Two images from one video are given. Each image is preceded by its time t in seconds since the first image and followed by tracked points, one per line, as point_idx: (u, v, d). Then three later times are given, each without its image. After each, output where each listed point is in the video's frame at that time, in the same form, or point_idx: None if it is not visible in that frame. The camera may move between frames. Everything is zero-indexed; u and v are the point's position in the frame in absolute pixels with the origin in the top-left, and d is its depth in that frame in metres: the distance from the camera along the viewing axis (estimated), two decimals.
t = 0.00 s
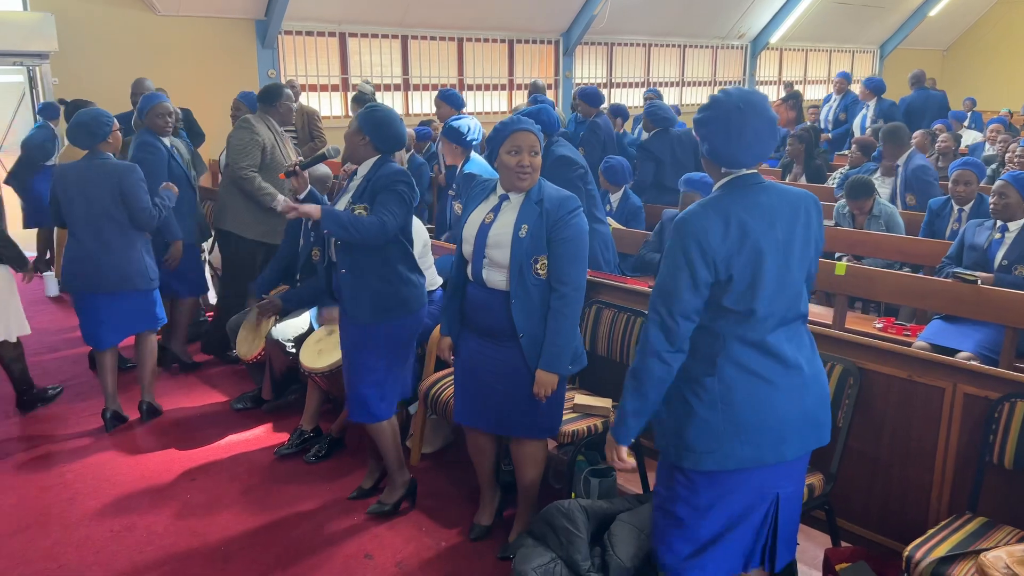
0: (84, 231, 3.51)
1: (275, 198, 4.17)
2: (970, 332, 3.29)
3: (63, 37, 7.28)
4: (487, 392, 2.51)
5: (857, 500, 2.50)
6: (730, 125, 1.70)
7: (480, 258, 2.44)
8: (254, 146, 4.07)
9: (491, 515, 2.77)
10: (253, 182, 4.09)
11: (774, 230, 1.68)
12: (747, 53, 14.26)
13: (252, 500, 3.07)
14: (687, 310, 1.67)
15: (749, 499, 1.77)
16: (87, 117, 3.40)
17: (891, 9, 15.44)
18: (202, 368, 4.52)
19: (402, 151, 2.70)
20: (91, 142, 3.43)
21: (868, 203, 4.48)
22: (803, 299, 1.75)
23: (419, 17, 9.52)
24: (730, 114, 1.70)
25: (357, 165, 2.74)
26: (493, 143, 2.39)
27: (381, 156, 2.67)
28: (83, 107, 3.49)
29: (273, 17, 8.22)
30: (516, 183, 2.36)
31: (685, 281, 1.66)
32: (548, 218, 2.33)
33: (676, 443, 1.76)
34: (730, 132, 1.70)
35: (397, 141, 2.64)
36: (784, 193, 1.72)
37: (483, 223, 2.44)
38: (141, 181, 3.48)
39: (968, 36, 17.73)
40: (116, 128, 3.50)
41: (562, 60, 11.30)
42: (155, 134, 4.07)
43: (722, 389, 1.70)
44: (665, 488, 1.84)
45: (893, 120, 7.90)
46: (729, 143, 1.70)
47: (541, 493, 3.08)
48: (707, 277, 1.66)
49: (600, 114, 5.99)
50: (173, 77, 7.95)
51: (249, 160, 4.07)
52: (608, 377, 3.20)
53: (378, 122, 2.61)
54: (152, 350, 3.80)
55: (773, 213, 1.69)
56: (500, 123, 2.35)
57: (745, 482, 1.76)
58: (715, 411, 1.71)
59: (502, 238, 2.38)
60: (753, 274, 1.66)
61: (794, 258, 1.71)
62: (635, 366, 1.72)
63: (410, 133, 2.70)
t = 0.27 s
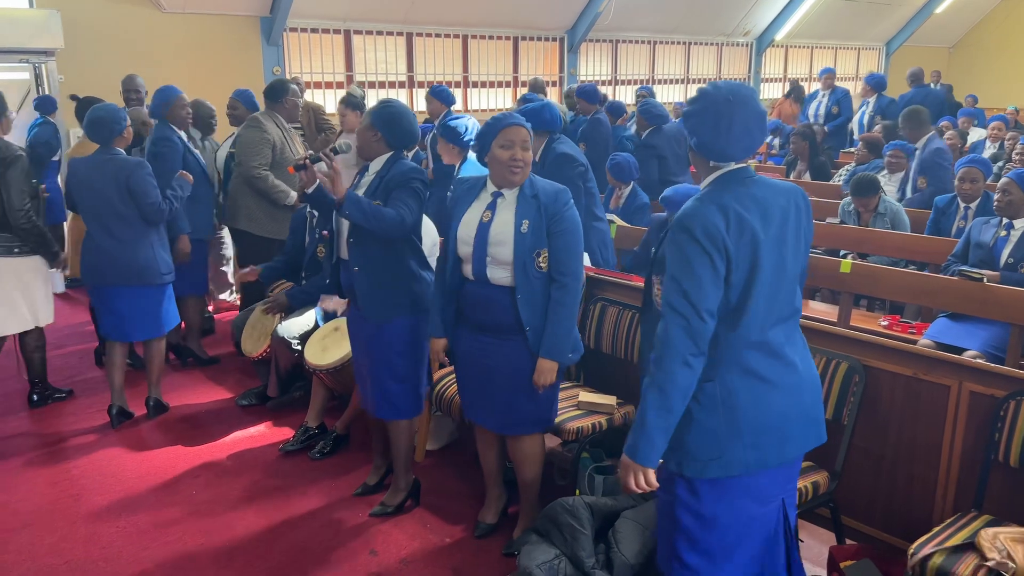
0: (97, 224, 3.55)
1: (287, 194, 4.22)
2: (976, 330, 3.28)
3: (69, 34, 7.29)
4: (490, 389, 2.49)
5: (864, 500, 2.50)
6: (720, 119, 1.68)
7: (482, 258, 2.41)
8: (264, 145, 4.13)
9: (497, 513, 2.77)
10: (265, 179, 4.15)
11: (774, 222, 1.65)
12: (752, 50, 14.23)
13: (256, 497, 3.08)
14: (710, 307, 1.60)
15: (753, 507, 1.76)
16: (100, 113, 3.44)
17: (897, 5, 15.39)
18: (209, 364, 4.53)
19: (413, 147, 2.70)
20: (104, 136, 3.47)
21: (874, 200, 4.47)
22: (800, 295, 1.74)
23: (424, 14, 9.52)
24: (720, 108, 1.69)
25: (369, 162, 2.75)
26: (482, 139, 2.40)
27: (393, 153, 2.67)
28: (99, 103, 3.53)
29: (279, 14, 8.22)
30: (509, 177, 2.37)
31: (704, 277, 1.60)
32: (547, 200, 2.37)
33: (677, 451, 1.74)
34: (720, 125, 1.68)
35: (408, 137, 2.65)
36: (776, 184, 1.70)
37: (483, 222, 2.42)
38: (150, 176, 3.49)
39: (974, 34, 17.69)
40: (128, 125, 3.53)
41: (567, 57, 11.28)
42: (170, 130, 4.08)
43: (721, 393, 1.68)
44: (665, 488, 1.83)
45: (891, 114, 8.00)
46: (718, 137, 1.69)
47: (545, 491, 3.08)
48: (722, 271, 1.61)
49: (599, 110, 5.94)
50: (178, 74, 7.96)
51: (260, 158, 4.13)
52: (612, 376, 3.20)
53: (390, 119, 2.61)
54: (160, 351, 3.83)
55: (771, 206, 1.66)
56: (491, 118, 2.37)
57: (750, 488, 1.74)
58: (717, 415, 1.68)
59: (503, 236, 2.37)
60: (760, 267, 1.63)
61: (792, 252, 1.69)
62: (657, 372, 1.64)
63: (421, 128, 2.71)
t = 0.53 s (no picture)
0: (109, 222, 3.56)
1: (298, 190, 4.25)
2: (981, 329, 3.27)
3: (75, 33, 7.32)
4: (494, 388, 2.48)
5: (867, 498, 2.50)
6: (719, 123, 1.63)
7: (501, 259, 2.38)
8: (269, 145, 4.15)
9: (500, 511, 2.78)
10: (274, 179, 4.17)
11: (786, 234, 1.64)
12: (757, 48, 14.21)
13: (261, 495, 3.09)
14: (720, 319, 1.60)
15: (736, 517, 1.78)
16: (111, 116, 3.48)
17: (902, 3, 15.35)
18: (214, 362, 4.54)
19: (424, 151, 2.70)
20: (118, 137, 3.50)
21: (878, 199, 4.46)
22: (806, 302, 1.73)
23: (428, 12, 9.53)
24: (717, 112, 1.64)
25: (378, 166, 2.75)
26: (492, 146, 2.32)
27: (404, 157, 2.67)
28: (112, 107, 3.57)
29: (283, 12, 8.23)
30: (520, 178, 2.36)
31: (717, 289, 1.59)
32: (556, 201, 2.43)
33: (670, 459, 1.74)
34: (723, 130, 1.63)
35: (419, 140, 2.65)
36: (787, 193, 1.68)
37: (496, 223, 2.37)
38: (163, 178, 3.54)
39: (979, 32, 17.66)
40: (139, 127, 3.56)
41: (571, 55, 11.28)
42: (183, 133, 4.08)
43: (718, 402, 1.67)
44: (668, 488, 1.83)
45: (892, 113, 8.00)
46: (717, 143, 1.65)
47: (548, 489, 3.08)
48: (736, 283, 1.60)
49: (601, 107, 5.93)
50: (183, 73, 7.98)
51: (266, 159, 4.14)
52: (616, 374, 3.20)
53: (401, 122, 2.61)
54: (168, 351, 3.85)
55: (784, 216, 1.64)
56: (501, 120, 2.32)
57: (734, 497, 1.77)
58: (711, 423, 1.68)
59: (522, 233, 2.37)
60: (769, 281, 1.62)
61: (800, 262, 1.68)
62: (660, 379, 1.64)
63: (430, 130, 2.71)
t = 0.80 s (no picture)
0: (115, 216, 3.61)
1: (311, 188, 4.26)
2: (988, 328, 3.26)
3: (82, 32, 7.33)
4: (504, 387, 2.48)
5: (872, 496, 2.50)
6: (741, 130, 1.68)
7: (528, 251, 2.39)
8: (278, 147, 4.14)
9: (506, 509, 2.78)
10: (288, 180, 4.16)
11: (800, 244, 1.64)
12: (763, 46, 14.18)
13: (267, 493, 3.09)
14: (730, 319, 1.59)
15: (718, 515, 1.78)
16: (120, 109, 3.51)
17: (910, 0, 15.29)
18: (221, 360, 4.55)
19: (431, 148, 2.71)
20: (130, 131, 3.55)
21: (885, 197, 4.45)
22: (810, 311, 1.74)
23: (434, 11, 9.53)
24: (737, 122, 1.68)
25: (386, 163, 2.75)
26: (511, 141, 2.31)
27: (411, 154, 2.68)
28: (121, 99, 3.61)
29: (289, 11, 8.24)
30: (529, 173, 2.38)
31: (732, 287, 1.58)
32: (560, 192, 2.55)
33: (660, 454, 1.75)
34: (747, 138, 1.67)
35: (429, 137, 2.66)
36: (803, 204, 1.69)
37: (522, 218, 2.38)
38: (173, 169, 3.62)
39: (986, 30, 17.60)
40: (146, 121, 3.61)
41: (577, 54, 11.27)
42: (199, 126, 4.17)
43: (711, 401, 1.67)
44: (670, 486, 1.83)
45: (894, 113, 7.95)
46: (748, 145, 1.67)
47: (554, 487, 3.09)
48: (749, 284, 1.59)
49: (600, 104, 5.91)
50: (190, 73, 7.99)
51: (277, 161, 4.13)
52: (622, 373, 3.20)
53: (409, 118, 2.62)
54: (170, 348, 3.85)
55: (800, 222, 1.64)
56: (518, 119, 2.31)
57: (723, 495, 1.78)
58: (703, 422, 1.67)
59: (546, 227, 2.41)
60: (779, 287, 1.62)
61: (807, 274, 1.69)
62: (661, 371, 1.63)
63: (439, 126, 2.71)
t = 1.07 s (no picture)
0: (116, 215, 3.61)
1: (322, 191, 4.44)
2: (992, 328, 3.25)
3: (86, 32, 7.34)
4: (511, 388, 2.48)
5: (875, 496, 2.49)
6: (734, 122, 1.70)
7: (537, 252, 2.39)
8: (293, 148, 4.31)
9: (509, 509, 2.78)
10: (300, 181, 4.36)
11: (798, 237, 1.64)
12: (767, 45, 14.16)
13: (270, 492, 3.09)
14: (733, 312, 1.59)
15: (728, 515, 1.78)
16: (121, 108, 3.52)
17: None
18: (225, 359, 4.56)
19: (434, 146, 2.71)
20: (131, 131, 3.56)
21: (889, 196, 4.44)
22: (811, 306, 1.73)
23: (437, 10, 9.53)
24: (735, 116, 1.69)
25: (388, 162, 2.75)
26: (514, 141, 2.30)
27: (414, 153, 2.67)
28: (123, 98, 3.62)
29: (293, 11, 8.25)
30: (530, 172, 2.36)
31: (732, 280, 1.57)
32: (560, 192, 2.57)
33: (667, 454, 1.74)
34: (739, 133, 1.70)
35: (430, 135, 2.66)
36: (802, 199, 1.69)
37: (529, 220, 2.38)
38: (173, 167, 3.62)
39: (991, 29, 17.55)
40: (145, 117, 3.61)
41: (580, 53, 11.26)
42: (202, 127, 4.14)
43: (718, 399, 1.66)
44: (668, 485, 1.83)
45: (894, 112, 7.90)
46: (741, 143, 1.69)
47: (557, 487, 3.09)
48: (750, 276, 1.59)
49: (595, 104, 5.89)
50: (193, 72, 8.00)
51: (291, 161, 4.33)
52: (625, 372, 3.19)
53: (410, 117, 2.62)
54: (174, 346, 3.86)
55: (797, 214, 1.64)
56: (519, 120, 2.31)
57: (730, 493, 1.77)
58: (710, 421, 1.68)
59: (552, 228, 2.42)
60: (779, 279, 1.61)
61: (807, 267, 1.68)
62: (669, 370, 1.62)
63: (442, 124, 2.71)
